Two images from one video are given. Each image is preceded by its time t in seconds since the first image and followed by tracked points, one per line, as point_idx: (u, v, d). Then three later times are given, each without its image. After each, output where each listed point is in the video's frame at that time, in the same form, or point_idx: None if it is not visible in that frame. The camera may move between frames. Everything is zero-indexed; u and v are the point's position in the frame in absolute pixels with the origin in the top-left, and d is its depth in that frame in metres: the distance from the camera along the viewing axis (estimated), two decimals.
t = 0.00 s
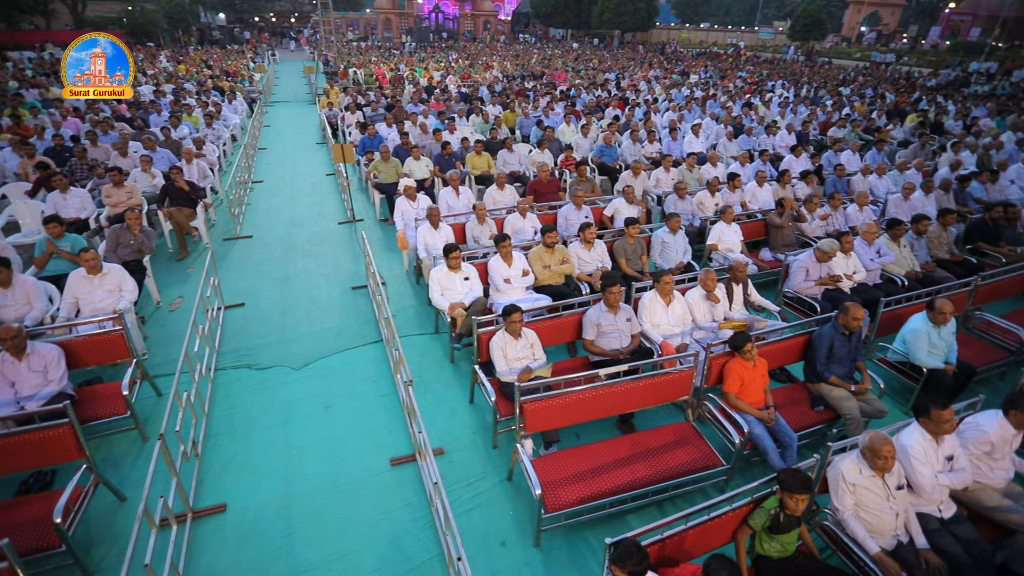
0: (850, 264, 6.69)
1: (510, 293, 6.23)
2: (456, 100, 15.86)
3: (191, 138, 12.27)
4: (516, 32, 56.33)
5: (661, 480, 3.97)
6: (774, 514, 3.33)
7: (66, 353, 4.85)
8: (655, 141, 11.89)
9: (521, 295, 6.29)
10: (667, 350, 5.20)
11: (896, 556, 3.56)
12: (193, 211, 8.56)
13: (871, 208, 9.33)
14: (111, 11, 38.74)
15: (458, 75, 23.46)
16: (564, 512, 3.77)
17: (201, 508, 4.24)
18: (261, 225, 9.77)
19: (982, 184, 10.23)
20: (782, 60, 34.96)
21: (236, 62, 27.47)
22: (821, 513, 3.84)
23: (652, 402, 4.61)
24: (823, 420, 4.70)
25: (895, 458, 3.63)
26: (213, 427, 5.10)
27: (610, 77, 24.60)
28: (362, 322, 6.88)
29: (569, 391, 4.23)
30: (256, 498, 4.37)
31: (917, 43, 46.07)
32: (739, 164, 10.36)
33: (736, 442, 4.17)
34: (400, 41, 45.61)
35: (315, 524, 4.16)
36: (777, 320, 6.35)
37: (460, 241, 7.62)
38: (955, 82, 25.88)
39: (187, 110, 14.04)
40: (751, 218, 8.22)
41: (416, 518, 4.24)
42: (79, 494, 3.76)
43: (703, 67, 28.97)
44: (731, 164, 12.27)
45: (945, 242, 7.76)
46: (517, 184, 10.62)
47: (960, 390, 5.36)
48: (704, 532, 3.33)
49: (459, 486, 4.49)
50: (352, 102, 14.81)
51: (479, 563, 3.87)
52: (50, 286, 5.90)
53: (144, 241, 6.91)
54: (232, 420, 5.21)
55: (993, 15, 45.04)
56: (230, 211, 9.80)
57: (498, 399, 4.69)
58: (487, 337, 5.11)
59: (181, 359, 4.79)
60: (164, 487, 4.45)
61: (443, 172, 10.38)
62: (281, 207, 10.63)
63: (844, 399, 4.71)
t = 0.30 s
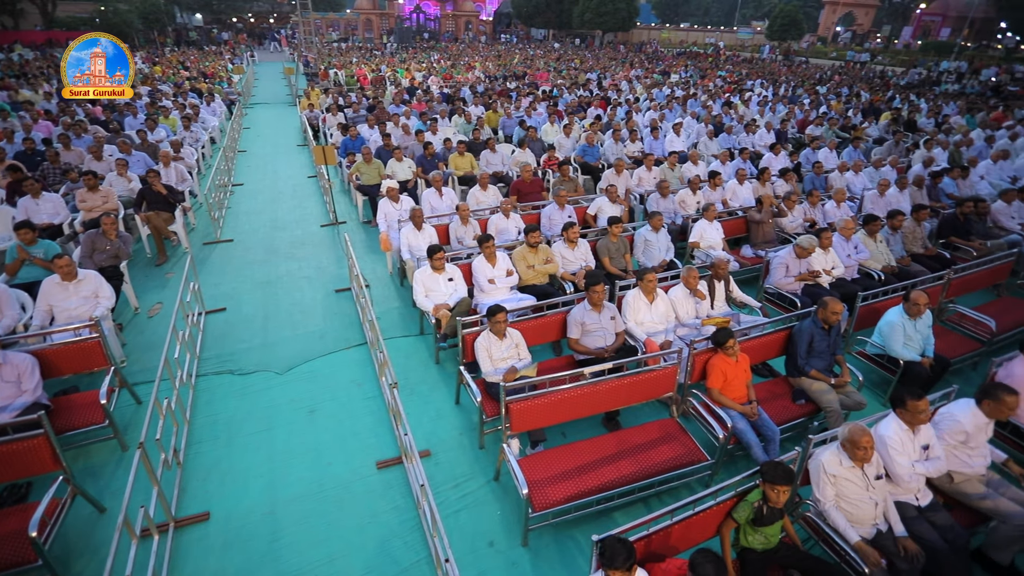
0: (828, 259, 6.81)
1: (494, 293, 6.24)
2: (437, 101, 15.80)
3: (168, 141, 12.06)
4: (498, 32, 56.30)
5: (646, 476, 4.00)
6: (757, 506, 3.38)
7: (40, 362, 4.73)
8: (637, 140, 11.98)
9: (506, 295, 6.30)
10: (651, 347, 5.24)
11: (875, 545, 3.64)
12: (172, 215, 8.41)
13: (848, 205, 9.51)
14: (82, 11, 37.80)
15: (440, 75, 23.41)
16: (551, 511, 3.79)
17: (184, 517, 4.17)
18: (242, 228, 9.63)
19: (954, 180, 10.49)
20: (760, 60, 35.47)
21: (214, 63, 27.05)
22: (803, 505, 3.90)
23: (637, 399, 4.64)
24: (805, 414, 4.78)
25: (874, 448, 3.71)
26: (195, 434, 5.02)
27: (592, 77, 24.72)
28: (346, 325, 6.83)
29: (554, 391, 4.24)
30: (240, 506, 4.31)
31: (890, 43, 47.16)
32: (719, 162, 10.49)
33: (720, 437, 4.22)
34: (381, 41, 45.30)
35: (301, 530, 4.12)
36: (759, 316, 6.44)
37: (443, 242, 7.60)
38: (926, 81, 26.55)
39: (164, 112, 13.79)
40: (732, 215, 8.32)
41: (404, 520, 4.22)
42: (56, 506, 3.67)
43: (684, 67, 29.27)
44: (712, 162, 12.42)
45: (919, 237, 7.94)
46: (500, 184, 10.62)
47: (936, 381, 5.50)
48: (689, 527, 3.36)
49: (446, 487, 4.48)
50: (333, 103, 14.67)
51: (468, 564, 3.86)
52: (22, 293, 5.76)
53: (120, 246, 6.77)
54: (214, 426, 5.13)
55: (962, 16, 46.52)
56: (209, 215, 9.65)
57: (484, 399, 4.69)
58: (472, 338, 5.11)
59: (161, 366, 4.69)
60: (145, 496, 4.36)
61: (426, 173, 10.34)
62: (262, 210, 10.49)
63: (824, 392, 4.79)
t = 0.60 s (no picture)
0: (804, 254, 6.94)
1: (476, 294, 6.23)
2: (416, 102, 15.74)
3: (141, 145, 11.81)
4: (477, 33, 56.28)
5: (630, 473, 4.04)
6: (739, 499, 3.43)
7: (9, 375, 4.59)
8: (616, 140, 12.08)
9: (488, 296, 6.30)
10: (633, 345, 5.29)
11: (853, 532, 3.72)
12: (145, 221, 8.23)
13: (822, 201, 9.72)
14: (47, 11, 36.70)
15: (419, 77, 23.32)
16: (536, 510, 3.80)
17: (163, 528, 4.08)
18: (219, 233, 9.47)
19: (922, 176, 10.78)
20: (736, 60, 36.03)
21: (187, 65, 26.56)
22: (783, 496, 3.98)
23: (619, 397, 4.68)
24: (784, 407, 4.87)
25: (850, 438, 3.81)
26: (174, 444, 4.92)
27: (571, 77, 24.86)
28: (327, 329, 6.76)
29: (538, 390, 4.25)
30: (221, 515, 4.23)
31: (860, 43, 48.35)
32: (697, 161, 10.63)
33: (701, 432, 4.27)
34: (358, 43, 44.94)
35: (284, 538, 4.06)
36: (737, 311, 6.54)
37: (424, 244, 7.57)
38: (895, 79, 27.29)
39: (136, 116, 13.51)
40: (711, 213, 8.43)
41: (389, 524, 4.20)
42: (27, 523, 3.57)
43: (661, 66, 29.60)
44: (690, 160, 12.58)
45: (890, 232, 8.14)
46: (481, 185, 10.62)
47: (908, 371, 5.64)
48: (673, 521, 3.40)
49: (431, 490, 4.47)
50: (310, 106, 14.52)
51: (454, 566, 3.85)
52: None
53: (91, 254, 6.61)
54: (193, 436, 5.03)
55: (928, 16, 48.01)
56: (184, 220, 9.47)
57: (467, 400, 4.69)
58: (454, 340, 5.10)
59: (137, 375, 4.58)
60: (122, 509, 4.26)
61: (405, 175, 10.30)
62: (239, 214, 10.33)
63: (802, 384, 4.89)
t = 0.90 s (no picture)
0: (783, 251, 7.06)
1: (460, 296, 6.21)
2: (397, 104, 15.66)
3: (115, 149, 11.55)
4: (457, 34, 56.15)
5: (616, 470, 4.06)
6: (723, 493, 3.47)
7: None
8: (597, 140, 12.16)
9: (472, 297, 6.29)
10: (617, 343, 5.33)
11: (834, 523, 3.79)
12: (121, 227, 8.06)
13: (800, 198, 9.89)
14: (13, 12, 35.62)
15: (399, 78, 23.20)
16: (523, 510, 3.80)
17: (143, 540, 4.00)
18: (197, 238, 9.31)
19: (895, 173, 11.05)
20: (714, 59, 36.46)
21: (161, 67, 26.00)
22: (766, 489, 4.05)
23: (604, 395, 4.71)
24: (765, 401, 4.94)
25: (829, 431, 3.88)
26: (154, 454, 4.83)
27: (552, 77, 24.93)
28: (310, 333, 6.69)
29: (523, 390, 4.26)
30: (203, 524, 4.16)
31: (834, 43, 49.38)
32: (677, 160, 10.74)
33: (685, 427, 4.32)
34: (337, 44, 44.46)
35: (269, 545, 4.01)
36: (719, 308, 6.62)
37: (407, 246, 7.52)
38: (867, 79, 27.91)
39: (109, 119, 13.21)
40: (691, 211, 8.53)
41: (376, 528, 4.17)
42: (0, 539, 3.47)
43: (641, 67, 29.85)
44: (671, 159, 12.70)
45: (865, 227, 8.32)
46: (463, 186, 10.60)
47: (885, 363, 5.78)
48: (658, 517, 3.43)
49: (417, 492, 4.45)
50: (289, 108, 14.34)
51: (442, 569, 3.84)
52: None
53: (65, 261, 6.44)
54: (174, 444, 4.93)
55: (898, 17, 49.28)
56: (162, 225, 9.29)
57: (453, 402, 4.68)
58: (438, 342, 5.08)
59: (114, 384, 4.48)
60: (101, 522, 4.17)
61: (387, 178, 10.24)
62: (218, 219, 10.17)
63: (783, 379, 4.97)
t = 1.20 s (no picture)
0: (760, 249, 7.18)
1: (441, 299, 6.19)
2: (376, 107, 15.55)
3: (84, 155, 11.26)
4: (435, 37, 56.01)
5: (600, 469, 4.08)
6: (705, 489, 3.51)
7: None
8: (576, 141, 12.24)
9: (453, 300, 6.28)
10: (599, 343, 5.36)
11: (814, 514, 3.86)
12: (91, 235, 7.85)
13: (776, 196, 10.07)
14: None
15: (377, 81, 23.08)
16: (509, 512, 3.80)
17: (120, 556, 3.89)
18: (172, 245, 9.12)
19: (866, 170, 11.32)
20: (690, 61, 36.96)
21: (132, 71, 25.41)
22: (748, 483, 4.11)
23: (587, 395, 4.73)
24: (746, 396, 5.02)
25: (807, 424, 3.96)
26: (129, 467, 4.70)
27: (531, 79, 25.01)
28: (290, 339, 6.60)
29: (507, 392, 4.26)
30: (182, 538, 4.06)
31: (806, 44, 50.46)
32: (656, 160, 10.87)
33: (667, 424, 4.36)
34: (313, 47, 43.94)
35: (251, 557, 3.93)
36: (699, 306, 6.70)
37: (387, 250, 7.47)
38: (838, 79, 28.59)
39: (77, 124, 12.86)
40: (670, 210, 8.62)
41: (361, 535, 4.12)
42: None
43: (618, 68, 30.10)
44: (649, 159, 12.83)
45: (839, 224, 8.51)
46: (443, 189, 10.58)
47: (860, 357, 5.91)
48: (643, 514, 3.45)
49: (402, 498, 4.41)
50: (265, 112, 14.14)
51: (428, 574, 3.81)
52: None
53: (32, 271, 6.25)
54: (151, 457, 4.82)
55: (866, 19, 50.66)
56: (135, 233, 9.08)
57: (436, 406, 4.66)
58: (420, 345, 5.05)
59: (87, 396, 4.34)
60: (74, 539, 4.05)
61: (366, 181, 10.18)
62: (194, 225, 9.97)
63: (762, 374, 5.05)
